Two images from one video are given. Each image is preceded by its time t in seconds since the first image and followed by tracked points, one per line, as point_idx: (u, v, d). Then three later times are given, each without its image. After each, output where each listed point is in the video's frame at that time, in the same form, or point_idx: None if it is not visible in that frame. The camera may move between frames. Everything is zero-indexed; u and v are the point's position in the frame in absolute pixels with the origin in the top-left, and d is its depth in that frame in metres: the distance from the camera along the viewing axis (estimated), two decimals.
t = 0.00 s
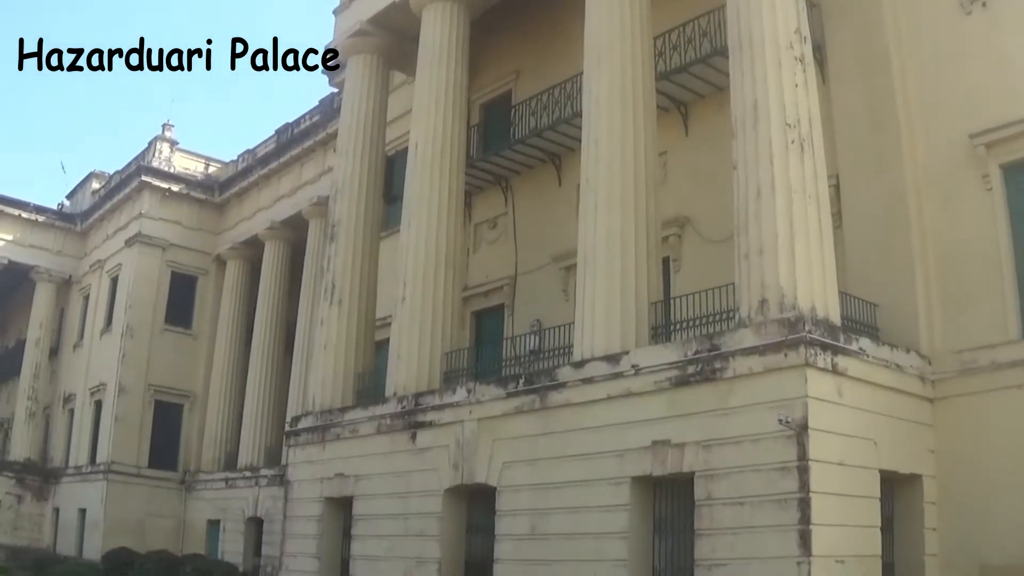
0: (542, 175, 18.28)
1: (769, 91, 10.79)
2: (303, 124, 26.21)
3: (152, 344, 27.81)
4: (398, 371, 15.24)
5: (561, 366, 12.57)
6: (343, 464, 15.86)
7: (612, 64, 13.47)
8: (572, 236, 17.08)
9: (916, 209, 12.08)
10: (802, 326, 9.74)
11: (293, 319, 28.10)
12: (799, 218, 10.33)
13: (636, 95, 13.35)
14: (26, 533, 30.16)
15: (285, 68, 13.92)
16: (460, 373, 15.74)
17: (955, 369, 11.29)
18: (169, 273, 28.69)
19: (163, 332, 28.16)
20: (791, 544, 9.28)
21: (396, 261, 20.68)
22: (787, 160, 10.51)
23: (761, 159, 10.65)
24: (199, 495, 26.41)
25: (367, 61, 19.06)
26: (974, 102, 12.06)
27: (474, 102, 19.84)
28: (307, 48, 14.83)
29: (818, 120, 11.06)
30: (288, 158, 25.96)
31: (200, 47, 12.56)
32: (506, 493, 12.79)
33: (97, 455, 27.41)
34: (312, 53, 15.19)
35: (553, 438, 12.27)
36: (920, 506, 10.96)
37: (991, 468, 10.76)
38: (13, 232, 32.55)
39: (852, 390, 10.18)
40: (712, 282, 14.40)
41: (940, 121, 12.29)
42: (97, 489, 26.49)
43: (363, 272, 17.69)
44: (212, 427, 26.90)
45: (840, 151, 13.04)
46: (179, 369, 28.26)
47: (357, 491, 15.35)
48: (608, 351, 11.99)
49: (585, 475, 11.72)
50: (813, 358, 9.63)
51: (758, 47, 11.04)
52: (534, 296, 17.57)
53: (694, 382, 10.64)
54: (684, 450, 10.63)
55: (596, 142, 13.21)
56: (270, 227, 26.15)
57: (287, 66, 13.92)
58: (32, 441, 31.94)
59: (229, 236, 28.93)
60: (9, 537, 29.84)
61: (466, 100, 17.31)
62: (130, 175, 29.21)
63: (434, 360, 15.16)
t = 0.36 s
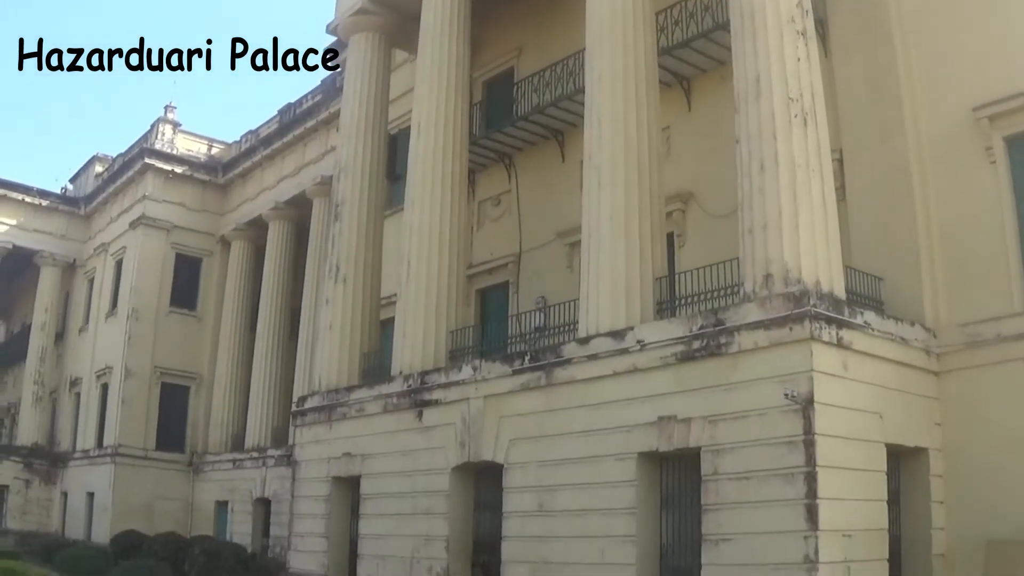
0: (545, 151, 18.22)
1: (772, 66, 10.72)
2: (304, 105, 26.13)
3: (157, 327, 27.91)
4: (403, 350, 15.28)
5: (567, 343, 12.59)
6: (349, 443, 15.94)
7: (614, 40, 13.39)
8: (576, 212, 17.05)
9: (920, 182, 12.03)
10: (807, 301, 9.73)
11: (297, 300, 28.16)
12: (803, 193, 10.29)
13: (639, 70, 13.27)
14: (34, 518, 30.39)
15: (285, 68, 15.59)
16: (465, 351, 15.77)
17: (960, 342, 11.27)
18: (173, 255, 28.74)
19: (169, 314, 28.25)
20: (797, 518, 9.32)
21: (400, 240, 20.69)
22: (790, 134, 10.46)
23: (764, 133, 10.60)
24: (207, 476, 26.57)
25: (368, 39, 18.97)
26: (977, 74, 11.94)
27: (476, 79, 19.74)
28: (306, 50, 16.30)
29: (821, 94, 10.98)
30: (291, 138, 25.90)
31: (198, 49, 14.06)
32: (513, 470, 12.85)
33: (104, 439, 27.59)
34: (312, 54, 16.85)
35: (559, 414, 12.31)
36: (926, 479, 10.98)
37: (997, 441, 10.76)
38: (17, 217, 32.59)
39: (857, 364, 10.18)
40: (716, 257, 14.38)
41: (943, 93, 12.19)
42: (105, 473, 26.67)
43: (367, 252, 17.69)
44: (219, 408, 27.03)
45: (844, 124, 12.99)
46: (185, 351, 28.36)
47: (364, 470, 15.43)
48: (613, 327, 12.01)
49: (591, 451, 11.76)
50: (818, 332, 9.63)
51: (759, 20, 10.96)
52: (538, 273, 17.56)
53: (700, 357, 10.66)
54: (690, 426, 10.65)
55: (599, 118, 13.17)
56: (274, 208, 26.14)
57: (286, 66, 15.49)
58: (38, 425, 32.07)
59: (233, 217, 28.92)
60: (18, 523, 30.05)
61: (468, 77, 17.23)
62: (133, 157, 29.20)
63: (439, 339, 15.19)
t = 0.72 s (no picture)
0: (553, 140, 18.20)
1: (778, 54, 10.70)
2: (311, 96, 26.14)
3: (165, 318, 28.02)
4: (412, 340, 15.32)
5: (574, 332, 12.62)
6: (358, 434, 16.01)
7: (621, 29, 13.36)
8: (584, 201, 17.04)
9: (927, 170, 12.00)
10: (815, 290, 9.74)
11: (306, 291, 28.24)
12: (811, 181, 10.26)
13: (646, 59, 13.25)
14: (43, 511, 30.60)
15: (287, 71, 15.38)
16: (473, 341, 15.80)
17: (968, 330, 11.24)
18: (181, 246, 28.83)
19: (177, 305, 28.35)
20: (806, 508, 9.35)
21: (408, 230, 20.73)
22: (798, 122, 10.43)
23: (772, 122, 10.57)
24: (216, 467, 26.69)
25: (374, 30, 18.96)
26: (985, 62, 11.90)
27: (483, 69, 19.71)
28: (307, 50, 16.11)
29: (828, 82, 10.95)
30: (298, 128, 25.90)
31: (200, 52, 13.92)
32: (522, 460, 12.89)
33: (113, 431, 27.74)
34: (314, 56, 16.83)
35: (567, 404, 12.35)
36: (935, 468, 10.98)
37: (1005, 430, 10.75)
38: (24, 210, 32.68)
39: (866, 352, 10.18)
40: (724, 246, 14.37)
41: (950, 81, 12.15)
42: (115, 465, 26.83)
43: (375, 242, 17.72)
44: (227, 399, 27.14)
45: (851, 112, 12.96)
46: (193, 342, 28.47)
47: (373, 461, 15.50)
48: (621, 316, 12.03)
49: (599, 441, 11.79)
50: (826, 321, 9.63)
51: (766, 9, 10.92)
52: (546, 263, 17.57)
53: (707, 346, 10.67)
54: (698, 416, 10.66)
55: (605, 108, 13.16)
56: (282, 199, 26.18)
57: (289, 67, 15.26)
58: (47, 417, 32.26)
59: (241, 208, 28.97)
60: (28, 515, 30.28)
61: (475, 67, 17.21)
62: (140, 149, 29.24)
63: (447, 329, 15.22)
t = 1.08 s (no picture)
0: (557, 137, 18.20)
1: (781, 46, 10.68)
2: (315, 96, 26.17)
3: (173, 321, 28.11)
4: (419, 339, 15.34)
5: (582, 329, 12.62)
6: (367, 434, 16.04)
7: (624, 25, 13.34)
8: (590, 198, 17.03)
9: (931, 161, 11.97)
10: (822, 283, 9.72)
11: (313, 291, 28.29)
12: (816, 174, 10.25)
13: (649, 55, 13.24)
14: (54, 515, 30.73)
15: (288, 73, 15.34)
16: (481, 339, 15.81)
17: (976, 321, 11.21)
18: (187, 249, 28.91)
19: (184, 308, 28.44)
20: (816, 501, 9.34)
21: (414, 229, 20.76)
22: (802, 115, 10.41)
23: (776, 115, 10.55)
24: (225, 470, 26.76)
25: (376, 29, 18.97)
26: (988, 52, 11.87)
27: (486, 67, 19.70)
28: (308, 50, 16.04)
29: (831, 75, 10.92)
30: (302, 129, 25.91)
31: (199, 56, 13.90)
32: (531, 457, 12.90)
33: (121, 434, 27.87)
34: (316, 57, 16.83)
35: (576, 400, 12.35)
36: (944, 460, 10.96)
37: (1014, 420, 10.71)
38: (30, 215, 32.88)
39: (873, 344, 10.16)
40: (731, 240, 14.35)
41: (954, 72, 12.12)
42: (124, 468, 26.94)
43: (381, 241, 17.74)
44: (236, 401, 27.20)
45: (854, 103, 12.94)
46: (201, 345, 28.55)
47: (382, 461, 15.53)
48: (628, 312, 12.02)
49: (608, 437, 11.80)
50: (833, 314, 9.62)
51: (768, 1, 10.91)
52: (553, 259, 17.57)
53: (715, 341, 10.66)
54: (707, 410, 10.66)
55: (609, 104, 13.17)
56: (287, 200, 26.22)
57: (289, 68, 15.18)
58: (57, 421, 32.40)
59: (246, 210, 29.01)
60: (38, 519, 30.43)
61: (478, 65, 17.21)
62: (145, 152, 29.30)
63: (454, 327, 15.23)
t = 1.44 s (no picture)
0: (569, 129, 18.20)
1: (793, 37, 10.65)
2: (327, 90, 26.22)
3: (186, 315, 28.29)
4: (432, 331, 15.40)
5: (595, 321, 12.64)
6: (380, 427, 16.12)
7: (636, 16, 13.32)
8: (603, 190, 17.03)
9: (944, 152, 11.92)
10: (835, 274, 9.71)
11: (326, 285, 28.40)
12: (829, 165, 10.22)
13: (660, 46, 13.22)
14: (68, 509, 30.99)
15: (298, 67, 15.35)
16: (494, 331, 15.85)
17: (989, 312, 11.17)
18: (199, 243, 29.06)
19: (197, 302, 28.59)
20: (830, 492, 9.35)
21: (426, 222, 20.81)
22: (814, 106, 10.38)
23: (788, 106, 10.53)
24: (239, 463, 26.93)
25: (387, 23, 18.99)
26: (1000, 43, 11.82)
27: (497, 59, 19.70)
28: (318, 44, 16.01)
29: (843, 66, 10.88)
30: (314, 123, 25.96)
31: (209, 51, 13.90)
32: (545, 449, 12.94)
33: (135, 429, 28.08)
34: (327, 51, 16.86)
35: (589, 392, 12.39)
36: (958, 452, 10.94)
37: None
38: (42, 210, 33.24)
39: (887, 336, 10.14)
40: (743, 232, 14.33)
41: (966, 62, 12.06)
42: (138, 462, 27.14)
43: (394, 235, 17.78)
44: (249, 394, 27.35)
45: (867, 94, 12.88)
46: (214, 339, 28.71)
47: (396, 453, 15.61)
48: (641, 304, 12.03)
49: (622, 429, 11.83)
50: (847, 305, 9.61)
51: None
52: (566, 252, 17.60)
53: (729, 333, 10.66)
54: (720, 402, 10.67)
55: (621, 96, 13.16)
56: (300, 193, 26.30)
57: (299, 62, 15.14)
58: (71, 416, 32.65)
59: (259, 204, 29.11)
60: (52, 514, 30.69)
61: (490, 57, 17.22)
62: (157, 146, 29.42)
63: (467, 320, 15.27)
